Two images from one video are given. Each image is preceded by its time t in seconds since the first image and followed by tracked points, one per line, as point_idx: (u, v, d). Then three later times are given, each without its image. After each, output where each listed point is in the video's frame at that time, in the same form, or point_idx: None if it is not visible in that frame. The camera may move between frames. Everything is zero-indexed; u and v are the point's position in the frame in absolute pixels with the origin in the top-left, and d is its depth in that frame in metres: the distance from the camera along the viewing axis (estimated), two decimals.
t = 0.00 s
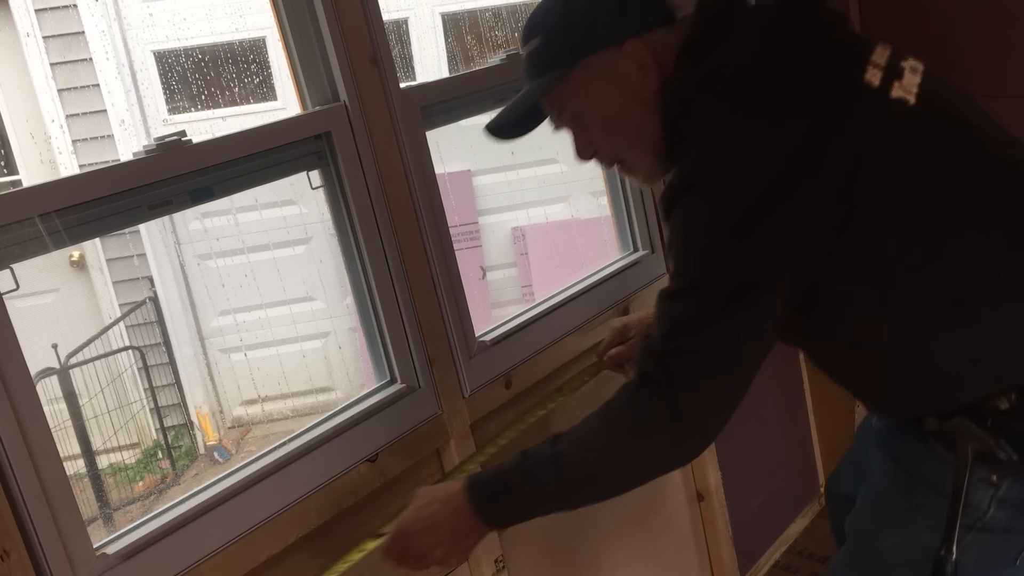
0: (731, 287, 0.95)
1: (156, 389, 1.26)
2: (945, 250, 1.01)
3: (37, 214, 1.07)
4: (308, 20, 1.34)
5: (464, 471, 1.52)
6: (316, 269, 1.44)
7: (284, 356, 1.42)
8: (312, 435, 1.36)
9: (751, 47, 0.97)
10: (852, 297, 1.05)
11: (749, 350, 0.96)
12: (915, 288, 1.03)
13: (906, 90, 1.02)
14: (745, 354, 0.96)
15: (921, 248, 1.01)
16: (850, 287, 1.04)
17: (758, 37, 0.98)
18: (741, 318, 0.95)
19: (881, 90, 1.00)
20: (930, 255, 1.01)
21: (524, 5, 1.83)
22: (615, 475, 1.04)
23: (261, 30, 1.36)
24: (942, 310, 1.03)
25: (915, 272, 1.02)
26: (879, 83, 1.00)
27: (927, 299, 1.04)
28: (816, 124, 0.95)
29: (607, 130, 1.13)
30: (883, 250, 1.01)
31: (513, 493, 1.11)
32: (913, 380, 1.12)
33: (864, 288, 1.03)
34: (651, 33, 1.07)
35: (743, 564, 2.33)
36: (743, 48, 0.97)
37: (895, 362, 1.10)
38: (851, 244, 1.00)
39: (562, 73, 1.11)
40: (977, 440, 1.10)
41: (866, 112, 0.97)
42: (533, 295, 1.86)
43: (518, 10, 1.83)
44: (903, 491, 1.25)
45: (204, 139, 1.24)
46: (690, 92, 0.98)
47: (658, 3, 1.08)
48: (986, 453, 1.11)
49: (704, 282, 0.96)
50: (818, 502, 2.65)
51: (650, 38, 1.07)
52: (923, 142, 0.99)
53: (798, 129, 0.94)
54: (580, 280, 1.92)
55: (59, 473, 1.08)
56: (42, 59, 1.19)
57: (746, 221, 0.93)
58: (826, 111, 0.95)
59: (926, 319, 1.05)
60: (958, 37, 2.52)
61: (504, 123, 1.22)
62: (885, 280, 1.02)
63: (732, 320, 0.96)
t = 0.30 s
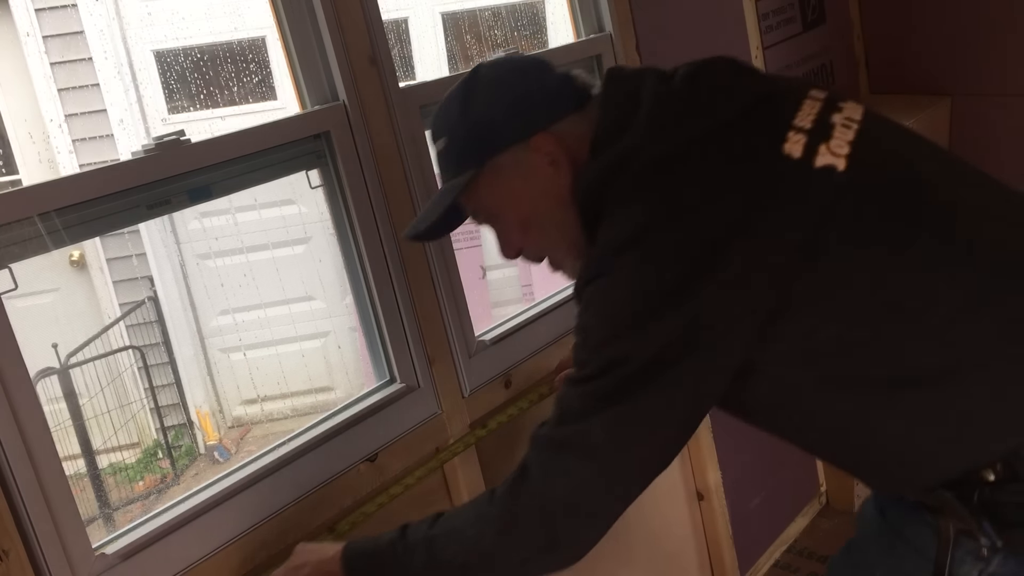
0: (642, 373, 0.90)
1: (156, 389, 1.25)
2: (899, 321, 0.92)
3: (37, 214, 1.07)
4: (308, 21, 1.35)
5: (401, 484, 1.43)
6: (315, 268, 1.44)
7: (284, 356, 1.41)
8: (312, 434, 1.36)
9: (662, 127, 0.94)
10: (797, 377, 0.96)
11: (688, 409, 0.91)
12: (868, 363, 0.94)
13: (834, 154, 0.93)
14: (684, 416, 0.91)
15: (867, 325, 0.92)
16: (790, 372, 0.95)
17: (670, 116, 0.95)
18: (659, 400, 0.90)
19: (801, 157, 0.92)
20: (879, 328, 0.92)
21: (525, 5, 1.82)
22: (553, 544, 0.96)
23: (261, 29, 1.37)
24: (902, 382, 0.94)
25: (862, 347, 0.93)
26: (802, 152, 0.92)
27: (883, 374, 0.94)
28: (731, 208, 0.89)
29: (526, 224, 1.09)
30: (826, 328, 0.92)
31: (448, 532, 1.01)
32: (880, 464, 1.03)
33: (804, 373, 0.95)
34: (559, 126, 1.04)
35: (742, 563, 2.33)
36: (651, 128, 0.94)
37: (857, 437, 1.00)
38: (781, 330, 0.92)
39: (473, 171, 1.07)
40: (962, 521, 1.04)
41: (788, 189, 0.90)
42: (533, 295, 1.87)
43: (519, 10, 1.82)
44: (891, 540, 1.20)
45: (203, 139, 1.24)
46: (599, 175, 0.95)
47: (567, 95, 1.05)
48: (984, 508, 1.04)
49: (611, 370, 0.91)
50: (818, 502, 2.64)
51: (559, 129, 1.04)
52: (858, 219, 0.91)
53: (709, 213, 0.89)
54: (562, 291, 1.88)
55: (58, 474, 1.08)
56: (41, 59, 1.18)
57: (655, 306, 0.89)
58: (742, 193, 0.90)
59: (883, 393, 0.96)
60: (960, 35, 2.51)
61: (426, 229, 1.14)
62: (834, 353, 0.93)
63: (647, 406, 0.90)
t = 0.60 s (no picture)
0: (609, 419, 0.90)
1: (156, 389, 1.24)
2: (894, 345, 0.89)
3: (38, 213, 1.07)
4: (308, 21, 1.35)
5: (391, 493, 1.43)
6: (315, 268, 1.44)
7: (284, 357, 1.40)
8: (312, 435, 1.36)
9: (615, 169, 0.93)
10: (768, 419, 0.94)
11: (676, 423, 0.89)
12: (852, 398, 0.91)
13: (806, 190, 0.92)
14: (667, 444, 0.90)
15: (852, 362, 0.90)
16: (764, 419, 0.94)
17: (628, 155, 0.93)
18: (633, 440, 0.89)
19: (769, 193, 0.91)
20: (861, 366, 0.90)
21: (525, 5, 1.81)
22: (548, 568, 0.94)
23: (261, 30, 1.37)
24: (881, 426, 0.93)
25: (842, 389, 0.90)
26: (771, 190, 0.91)
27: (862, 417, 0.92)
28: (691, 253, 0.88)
29: (486, 274, 1.09)
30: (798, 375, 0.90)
31: (429, 564, 1.03)
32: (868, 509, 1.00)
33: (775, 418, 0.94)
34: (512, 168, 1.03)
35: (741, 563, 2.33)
36: (611, 170, 0.93)
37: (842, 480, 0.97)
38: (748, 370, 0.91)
39: (433, 223, 1.06)
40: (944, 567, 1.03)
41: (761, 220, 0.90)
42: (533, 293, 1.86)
43: (519, 9, 1.81)
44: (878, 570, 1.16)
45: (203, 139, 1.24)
46: (554, 227, 0.96)
47: (513, 140, 1.03)
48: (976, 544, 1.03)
49: (577, 417, 0.91)
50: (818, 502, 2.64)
51: (508, 179, 1.03)
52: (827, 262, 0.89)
53: (673, 257, 0.88)
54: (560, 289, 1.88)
55: (58, 474, 1.08)
56: (42, 58, 1.18)
57: (616, 354, 0.88)
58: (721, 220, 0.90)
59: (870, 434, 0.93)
60: (960, 34, 2.51)
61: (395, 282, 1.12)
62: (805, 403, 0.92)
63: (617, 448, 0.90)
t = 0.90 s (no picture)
0: (597, 430, 0.89)
1: (156, 389, 1.24)
2: (891, 346, 0.90)
3: (37, 213, 1.07)
4: (308, 21, 1.35)
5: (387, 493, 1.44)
6: (315, 268, 1.43)
7: (284, 356, 1.40)
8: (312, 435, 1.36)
9: (594, 189, 0.93)
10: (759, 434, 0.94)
11: (674, 427, 0.89)
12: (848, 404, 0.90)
13: (788, 205, 0.93)
14: (661, 451, 0.90)
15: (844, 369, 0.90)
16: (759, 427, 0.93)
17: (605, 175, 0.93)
18: (623, 448, 0.89)
19: (751, 210, 0.92)
20: (854, 373, 0.90)
21: (525, 4, 1.81)
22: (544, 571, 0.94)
23: (260, 30, 1.37)
24: (876, 443, 0.93)
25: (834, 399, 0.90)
26: (753, 207, 0.93)
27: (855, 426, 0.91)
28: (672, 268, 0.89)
29: (486, 309, 1.12)
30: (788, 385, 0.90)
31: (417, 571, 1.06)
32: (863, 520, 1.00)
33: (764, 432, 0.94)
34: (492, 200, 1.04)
35: (742, 563, 2.33)
36: (592, 189, 0.93)
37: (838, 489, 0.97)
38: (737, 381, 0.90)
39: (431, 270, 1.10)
40: None
41: (749, 228, 0.91)
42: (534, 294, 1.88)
43: (519, 9, 1.81)
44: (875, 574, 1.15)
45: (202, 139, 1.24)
46: (540, 244, 0.95)
47: (485, 194, 1.03)
48: (976, 559, 1.02)
49: (561, 431, 0.91)
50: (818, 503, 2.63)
51: (487, 230, 1.05)
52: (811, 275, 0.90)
53: (655, 271, 0.88)
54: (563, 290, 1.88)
55: (59, 474, 1.09)
56: (42, 58, 1.18)
57: (600, 366, 0.88)
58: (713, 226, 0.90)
59: (868, 440, 0.92)
60: (960, 34, 2.51)
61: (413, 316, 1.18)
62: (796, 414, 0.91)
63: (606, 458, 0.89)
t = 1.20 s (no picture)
0: (588, 431, 0.89)
1: (156, 389, 1.24)
2: (886, 346, 0.90)
3: (37, 214, 1.07)
4: (307, 21, 1.35)
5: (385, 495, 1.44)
6: (315, 268, 1.43)
7: (284, 356, 1.40)
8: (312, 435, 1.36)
9: (583, 196, 0.94)
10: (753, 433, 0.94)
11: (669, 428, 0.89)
12: (844, 404, 0.90)
13: (778, 207, 0.94)
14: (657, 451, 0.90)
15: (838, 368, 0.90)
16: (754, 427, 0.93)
17: (594, 181, 0.94)
18: (617, 448, 0.89)
19: (739, 211, 0.93)
20: (850, 373, 0.90)
21: (525, 4, 1.80)
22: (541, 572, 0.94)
23: (261, 30, 1.36)
24: (872, 444, 0.92)
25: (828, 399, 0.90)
26: (743, 209, 0.93)
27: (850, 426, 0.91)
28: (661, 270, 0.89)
29: (499, 320, 1.16)
30: (784, 384, 0.90)
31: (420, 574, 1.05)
32: (859, 520, 1.00)
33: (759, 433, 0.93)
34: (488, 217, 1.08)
35: (741, 563, 2.33)
36: (578, 196, 0.94)
37: (834, 490, 0.96)
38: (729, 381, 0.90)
39: (447, 290, 1.16)
40: None
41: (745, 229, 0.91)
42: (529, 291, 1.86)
43: (519, 9, 1.80)
44: (874, 573, 1.14)
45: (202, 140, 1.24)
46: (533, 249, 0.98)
47: (483, 217, 1.08)
48: (975, 561, 1.01)
49: (551, 434, 0.91)
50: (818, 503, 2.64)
51: (488, 250, 1.09)
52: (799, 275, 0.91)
53: (645, 273, 0.89)
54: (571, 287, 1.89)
55: (59, 473, 1.09)
56: (42, 58, 1.18)
57: (594, 366, 0.88)
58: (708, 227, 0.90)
59: (865, 440, 0.92)
60: (960, 34, 2.51)
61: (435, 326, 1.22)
62: (792, 413, 0.91)
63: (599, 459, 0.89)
